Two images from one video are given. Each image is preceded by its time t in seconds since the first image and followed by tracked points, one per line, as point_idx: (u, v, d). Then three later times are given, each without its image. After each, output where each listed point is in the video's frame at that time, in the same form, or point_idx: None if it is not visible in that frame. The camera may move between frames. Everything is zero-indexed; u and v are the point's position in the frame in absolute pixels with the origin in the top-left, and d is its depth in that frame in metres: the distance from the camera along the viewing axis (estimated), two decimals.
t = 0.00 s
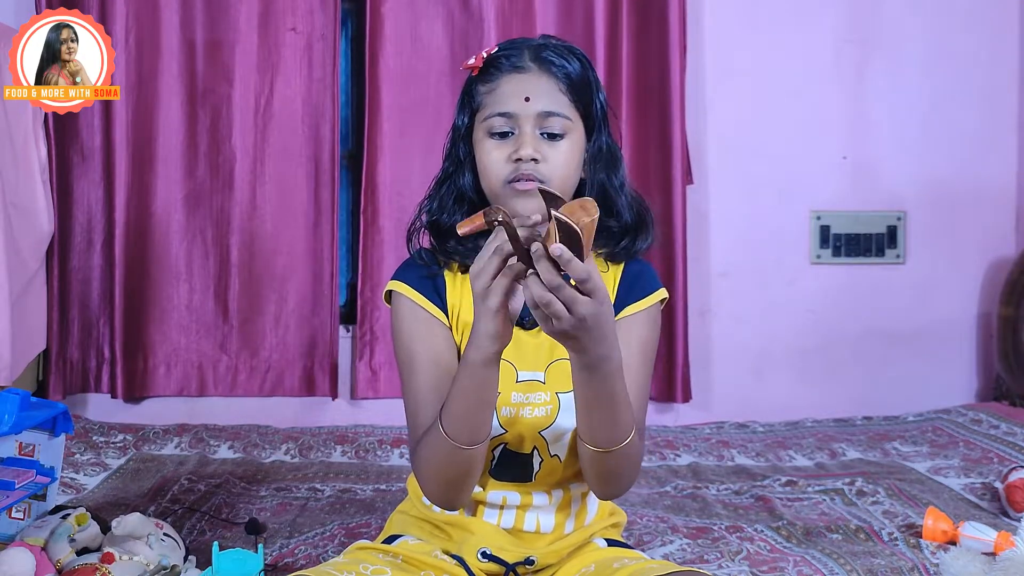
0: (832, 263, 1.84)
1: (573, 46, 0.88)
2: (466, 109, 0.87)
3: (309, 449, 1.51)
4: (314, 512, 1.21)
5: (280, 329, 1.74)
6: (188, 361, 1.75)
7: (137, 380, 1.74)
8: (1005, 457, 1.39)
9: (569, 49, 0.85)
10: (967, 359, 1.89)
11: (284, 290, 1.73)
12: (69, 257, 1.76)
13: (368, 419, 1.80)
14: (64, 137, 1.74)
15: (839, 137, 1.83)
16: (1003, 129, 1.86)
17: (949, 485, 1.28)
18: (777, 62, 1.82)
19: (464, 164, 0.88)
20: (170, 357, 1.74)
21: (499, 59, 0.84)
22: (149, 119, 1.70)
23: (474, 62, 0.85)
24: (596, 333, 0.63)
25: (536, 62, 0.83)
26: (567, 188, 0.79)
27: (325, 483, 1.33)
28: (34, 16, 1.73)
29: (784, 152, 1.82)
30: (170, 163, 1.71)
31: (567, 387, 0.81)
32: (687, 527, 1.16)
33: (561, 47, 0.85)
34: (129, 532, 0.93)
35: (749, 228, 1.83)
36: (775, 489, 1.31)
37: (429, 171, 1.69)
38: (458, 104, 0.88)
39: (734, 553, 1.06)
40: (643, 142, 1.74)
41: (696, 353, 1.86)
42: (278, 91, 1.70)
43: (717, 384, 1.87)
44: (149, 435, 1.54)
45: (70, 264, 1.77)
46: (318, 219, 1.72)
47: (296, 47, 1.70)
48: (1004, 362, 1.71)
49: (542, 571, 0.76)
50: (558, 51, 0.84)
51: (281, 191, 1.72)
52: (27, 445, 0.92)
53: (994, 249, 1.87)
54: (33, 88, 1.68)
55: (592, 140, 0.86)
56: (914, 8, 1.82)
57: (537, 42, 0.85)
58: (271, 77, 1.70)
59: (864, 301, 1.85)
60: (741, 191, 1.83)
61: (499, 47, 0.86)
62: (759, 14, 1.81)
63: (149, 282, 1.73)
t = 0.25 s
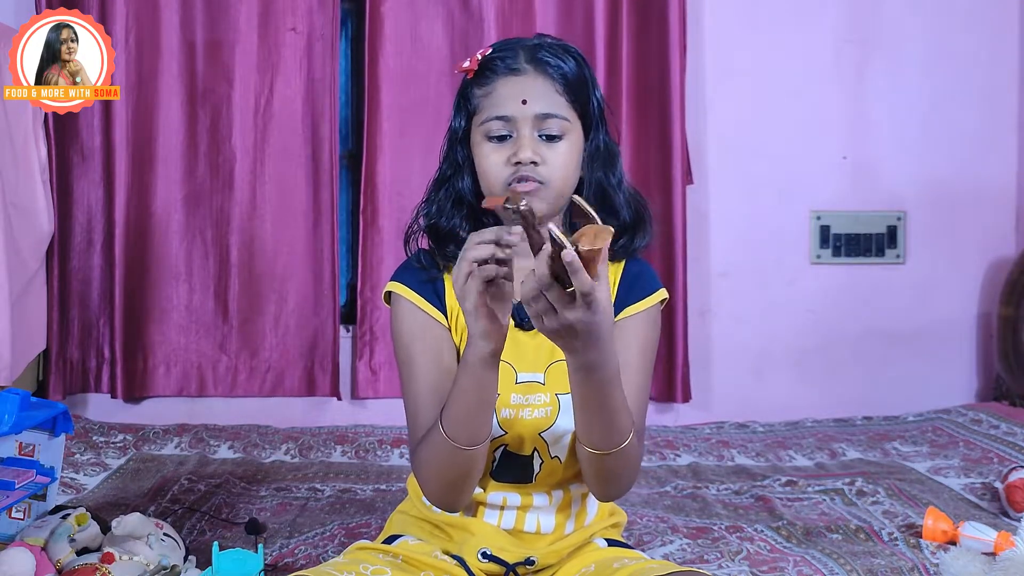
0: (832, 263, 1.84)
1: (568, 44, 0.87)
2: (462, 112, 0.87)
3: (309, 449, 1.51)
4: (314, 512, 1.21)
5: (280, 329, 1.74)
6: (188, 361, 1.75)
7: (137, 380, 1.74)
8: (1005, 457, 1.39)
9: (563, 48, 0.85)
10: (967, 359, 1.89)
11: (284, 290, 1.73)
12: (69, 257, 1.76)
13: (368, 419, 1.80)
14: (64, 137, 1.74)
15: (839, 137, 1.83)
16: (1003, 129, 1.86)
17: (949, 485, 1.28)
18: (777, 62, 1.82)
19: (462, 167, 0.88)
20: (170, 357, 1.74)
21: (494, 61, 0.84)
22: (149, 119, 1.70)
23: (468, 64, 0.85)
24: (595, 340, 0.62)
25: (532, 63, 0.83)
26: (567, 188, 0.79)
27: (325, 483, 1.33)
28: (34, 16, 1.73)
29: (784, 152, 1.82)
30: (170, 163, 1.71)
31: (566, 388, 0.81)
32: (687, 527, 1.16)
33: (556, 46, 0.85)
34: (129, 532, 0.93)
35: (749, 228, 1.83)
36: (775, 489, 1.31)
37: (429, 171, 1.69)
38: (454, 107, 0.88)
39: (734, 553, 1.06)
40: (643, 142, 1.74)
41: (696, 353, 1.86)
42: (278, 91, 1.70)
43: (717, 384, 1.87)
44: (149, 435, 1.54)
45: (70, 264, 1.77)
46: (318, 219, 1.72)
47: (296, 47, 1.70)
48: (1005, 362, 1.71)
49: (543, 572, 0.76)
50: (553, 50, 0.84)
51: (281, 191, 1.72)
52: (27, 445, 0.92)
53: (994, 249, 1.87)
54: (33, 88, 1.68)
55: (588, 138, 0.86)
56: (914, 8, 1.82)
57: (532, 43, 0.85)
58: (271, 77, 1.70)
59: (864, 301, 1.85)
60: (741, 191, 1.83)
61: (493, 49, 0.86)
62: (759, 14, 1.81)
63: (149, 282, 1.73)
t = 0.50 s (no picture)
0: (832, 263, 1.84)
1: (565, 43, 0.87)
2: (459, 110, 0.86)
3: (309, 449, 1.51)
4: (314, 512, 1.21)
5: (280, 329, 1.74)
6: (188, 361, 1.75)
7: (137, 380, 1.74)
8: (1005, 457, 1.39)
9: (561, 47, 0.85)
10: (967, 359, 1.89)
11: (284, 290, 1.73)
12: (69, 257, 1.76)
13: (368, 419, 1.80)
14: (64, 137, 1.74)
15: (839, 137, 1.83)
16: (1003, 129, 1.86)
17: (949, 485, 1.28)
18: (777, 62, 1.82)
19: (459, 166, 0.88)
20: (170, 356, 1.74)
21: (491, 59, 0.84)
22: (149, 119, 1.70)
23: (465, 63, 0.85)
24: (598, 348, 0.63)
25: (529, 62, 0.83)
26: (564, 187, 0.79)
27: (325, 483, 1.33)
28: (34, 16, 1.73)
29: (784, 152, 1.82)
30: (170, 163, 1.71)
31: (565, 388, 0.80)
32: (687, 527, 1.16)
33: (553, 46, 0.85)
34: (129, 532, 0.93)
35: (749, 228, 1.83)
36: (775, 489, 1.32)
37: (429, 171, 1.69)
38: (451, 105, 0.88)
39: (734, 553, 1.06)
40: (643, 142, 1.74)
41: (696, 353, 1.86)
42: (278, 91, 1.70)
43: (717, 384, 1.87)
44: (149, 435, 1.54)
45: (70, 264, 1.77)
46: (318, 219, 1.72)
47: (296, 47, 1.70)
48: (1005, 362, 1.71)
49: (543, 572, 0.76)
50: (550, 49, 0.84)
51: (281, 191, 1.72)
52: (27, 445, 0.92)
53: (994, 249, 1.87)
54: (33, 88, 1.68)
55: (585, 138, 0.86)
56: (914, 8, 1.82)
57: (529, 42, 0.85)
58: (271, 77, 1.70)
59: (864, 301, 1.85)
60: (741, 191, 1.83)
61: (491, 47, 0.86)
62: (759, 14, 1.81)
63: (149, 282, 1.73)
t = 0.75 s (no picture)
0: (832, 263, 1.84)
1: (562, 43, 0.87)
2: (456, 111, 0.87)
3: (309, 449, 1.51)
4: (314, 513, 1.21)
5: (280, 329, 1.74)
6: (188, 361, 1.75)
7: (136, 380, 1.74)
8: (1005, 457, 1.39)
9: (557, 47, 0.85)
10: (966, 359, 1.89)
11: (284, 290, 1.73)
12: (69, 257, 1.76)
13: (368, 419, 1.80)
14: (63, 137, 1.74)
15: (839, 137, 1.83)
16: (1002, 129, 1.86)
17: (949, 485, 1.28)
18: (777, 62, 1.82)
19: (456, 166, 0.88)
20: (170, 357, 1.74)
21: (488, 59, 0.84)
22: (149, 119, 1.70)
23: (463, 63, 0.85)
24: (603, 349, 0.63)
25: (525, 61, 0.83)
26: (562, 187, 0.79)
27: (325, 483, 1.33)
28: (34, 16, 1.73)
29: (784, 152, 1.82)
30: (169, 163, 1.71)
31: (565, 387, 0.80)
32: (687, 527, 1.16)
33: (550, 46, 0.85)
34: (129, 532, 0.93)
35: (749, 228, 1.83)
36: (775, 489, 1.32)
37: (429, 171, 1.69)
38: (448, 105, 0.88)
39: (734, 553, 1.06)
40: (643, 142, 1.74)
41: (696, 353, 1.86)
42: (278, 91, 1.70)
43: (717, 384, 1.87)
44: (149, 435, 1.54)
45: (70, 264, 1.77)
46: (318, 219, 1.72)
47: (296, 47, 1.70)
48: (1004, 362, 1.71)
49: (543, 572, 0.76)
50: (547, 49, 0.84)
51: (281, 191, 1.72)
52: (27, 445, 0.92)
53: (994, 249, 1.87)
54: (33, 88, 1.68)
55: (583, 136, 0.86)
56: (914, 8, 1.82)
57: (526, 42, 0.85)
58: (271, 77, 1.70)
59: (864, 301, 1.85)
60: (741, 191, 1.83)
61: (488, 47, 0.86)
62: (759, 14, 1.81)
63: (149, 283, 1.73)
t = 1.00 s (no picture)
0: (832, 263, 1.84)
1: (562, 42, 0.87)
2: (455, 110, 0.87)
3: (309, 449, 1.51)
4: (314, 513, 1.21)
5: (280, 329, 1.74)
6: (188, 361, 1.75)
7: (136, 380, 1.74)
8: (1005, 457, 1.39)
9: (557, 47, 0.85)
10: (966, 359, 1.89)
11: (284, 290, 1.73)
12: (69, 257, 1.76)
13: (368, 419, 1.80)
14: (64, 137, 1.75)
15: (839, 137, 1.83)
16: (1003, 129, 1.86)
17: (949, 485, 1.28)
18: (777, 62, 1.82)
19: (454, 165, 0.88)
20: (170, 356, 1.74)
21: (486, 59, 0.84)
22: (149, 119, 1.70)
23: (462, 63, 0.86)
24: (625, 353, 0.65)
25: (524, 61, 0.82)
26: (560, 185, 0.79)
27: (325, 483, 1.33)
28: (34, 16, 1.73)
29: (784, 152, 1.82)
30: (169, 163, 1.71)
31: (564, 385, 0.80)
32: (687, 527, 1.17)
33: (549, 45, 0.84)
34: (129, 532, 0.93)
35: (749, 229, 1.83)
36: (775, 489, 1.32)
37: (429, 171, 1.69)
38: (447, 104, 0.88)
39: (734, 553, 1.06)
40: (643, 142, 1.74)
41: (696, 353, 1.86)
42: (278, 91, 1.70)
43: (717, 384, 1.87)
44: (149, 435, 1.54)
45: (70, 264, 1.77)
46: (317, 219, 1.72)
47: (296, 47, 1.70)
48: (1004, 362, 1.71)
49: (543, 572, 0.77)
50: (546, 49, 0.84)
51: (281, 191, 1.72)
52: (27, 445, 0.92)
53: (994, 249, 1.87)
54: (33, 88, 1.68)
55: (583, 137, 0.85)
56: (915, 8, 1.82)
57: (525, 41, 0.85)
58: (271, 77, 1.70)
59: (864, 301, 1.85)
60: (741, 191, 1.83)
61: (486, 47, 0.86)
62: (759, 14, 1.81)
63: (149, 283, 1.73)
